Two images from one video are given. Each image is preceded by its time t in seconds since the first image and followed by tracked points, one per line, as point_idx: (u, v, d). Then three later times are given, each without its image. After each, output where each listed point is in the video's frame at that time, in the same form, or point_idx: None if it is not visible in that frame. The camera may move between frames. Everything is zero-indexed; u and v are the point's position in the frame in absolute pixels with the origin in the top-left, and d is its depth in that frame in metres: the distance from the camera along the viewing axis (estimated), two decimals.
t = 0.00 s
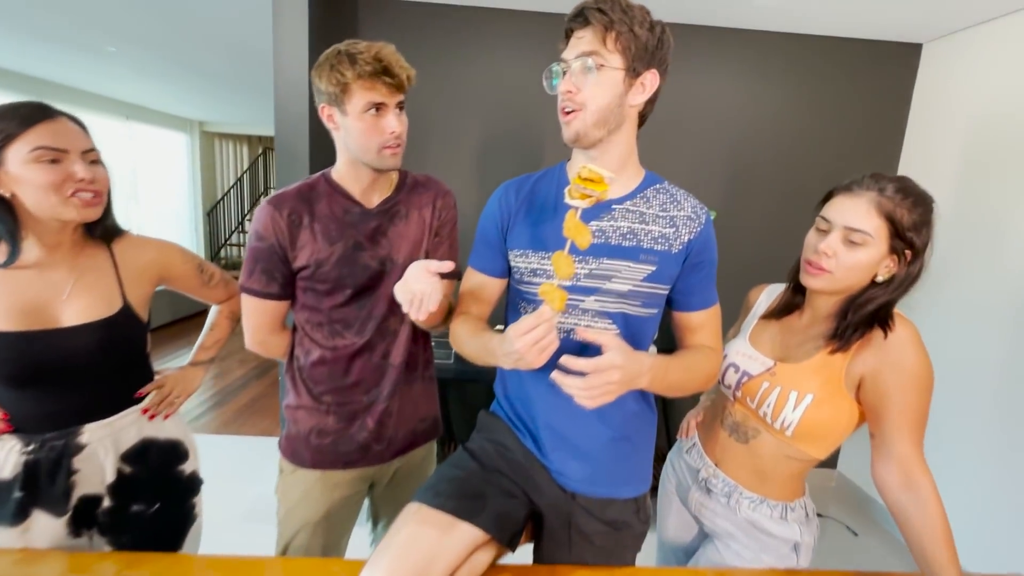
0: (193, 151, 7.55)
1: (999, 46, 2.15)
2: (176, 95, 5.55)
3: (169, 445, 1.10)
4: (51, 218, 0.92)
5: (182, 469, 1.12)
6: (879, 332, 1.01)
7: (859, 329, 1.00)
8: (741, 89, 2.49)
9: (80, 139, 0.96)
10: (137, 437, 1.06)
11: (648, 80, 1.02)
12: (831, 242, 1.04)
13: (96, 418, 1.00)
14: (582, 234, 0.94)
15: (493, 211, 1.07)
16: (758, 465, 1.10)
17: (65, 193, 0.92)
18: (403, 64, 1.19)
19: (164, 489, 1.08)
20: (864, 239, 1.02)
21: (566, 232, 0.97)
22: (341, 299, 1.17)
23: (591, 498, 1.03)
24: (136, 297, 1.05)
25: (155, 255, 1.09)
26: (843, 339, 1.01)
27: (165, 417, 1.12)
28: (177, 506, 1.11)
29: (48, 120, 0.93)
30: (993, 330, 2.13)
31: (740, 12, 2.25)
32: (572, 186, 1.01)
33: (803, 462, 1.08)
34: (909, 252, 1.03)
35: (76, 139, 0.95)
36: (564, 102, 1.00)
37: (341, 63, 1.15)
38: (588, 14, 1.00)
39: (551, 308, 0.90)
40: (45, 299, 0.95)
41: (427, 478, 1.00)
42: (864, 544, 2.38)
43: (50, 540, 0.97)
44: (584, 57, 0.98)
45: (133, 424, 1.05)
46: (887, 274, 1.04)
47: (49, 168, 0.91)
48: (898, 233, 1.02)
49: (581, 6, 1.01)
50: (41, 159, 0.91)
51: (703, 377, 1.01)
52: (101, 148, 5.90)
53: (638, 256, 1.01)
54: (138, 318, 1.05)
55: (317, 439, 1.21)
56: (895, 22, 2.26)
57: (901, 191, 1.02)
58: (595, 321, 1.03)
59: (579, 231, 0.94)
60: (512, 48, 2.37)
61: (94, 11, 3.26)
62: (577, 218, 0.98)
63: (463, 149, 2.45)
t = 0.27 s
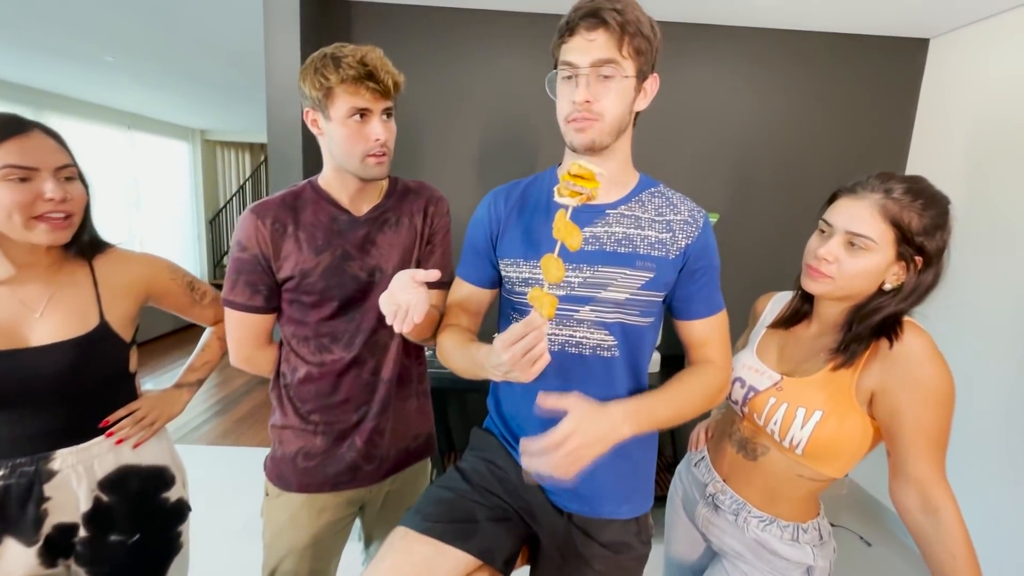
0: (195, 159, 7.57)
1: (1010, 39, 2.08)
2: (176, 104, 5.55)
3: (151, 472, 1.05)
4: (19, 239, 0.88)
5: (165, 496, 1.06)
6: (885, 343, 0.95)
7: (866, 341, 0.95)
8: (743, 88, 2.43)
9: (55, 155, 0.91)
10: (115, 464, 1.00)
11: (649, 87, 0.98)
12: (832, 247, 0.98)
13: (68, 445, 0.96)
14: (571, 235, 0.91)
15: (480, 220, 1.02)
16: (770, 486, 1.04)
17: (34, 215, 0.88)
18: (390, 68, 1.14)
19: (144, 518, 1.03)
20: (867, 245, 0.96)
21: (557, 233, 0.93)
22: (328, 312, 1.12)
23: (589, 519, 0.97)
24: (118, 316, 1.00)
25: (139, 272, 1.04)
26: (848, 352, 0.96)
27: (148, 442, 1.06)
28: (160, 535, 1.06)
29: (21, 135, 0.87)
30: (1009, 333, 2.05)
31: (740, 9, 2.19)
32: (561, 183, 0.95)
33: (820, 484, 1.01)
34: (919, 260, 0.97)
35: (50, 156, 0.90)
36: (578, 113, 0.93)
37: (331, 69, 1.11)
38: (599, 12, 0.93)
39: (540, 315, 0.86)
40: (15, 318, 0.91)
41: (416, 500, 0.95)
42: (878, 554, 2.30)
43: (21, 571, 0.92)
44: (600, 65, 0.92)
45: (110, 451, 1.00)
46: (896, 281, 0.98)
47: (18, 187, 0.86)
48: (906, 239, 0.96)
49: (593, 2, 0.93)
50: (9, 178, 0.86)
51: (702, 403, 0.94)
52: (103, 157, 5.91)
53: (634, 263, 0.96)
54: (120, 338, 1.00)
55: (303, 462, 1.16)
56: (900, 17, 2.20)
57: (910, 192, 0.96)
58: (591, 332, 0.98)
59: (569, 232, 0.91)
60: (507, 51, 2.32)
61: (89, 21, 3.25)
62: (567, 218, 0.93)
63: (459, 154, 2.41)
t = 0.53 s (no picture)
0: (195, 166, 7.59)
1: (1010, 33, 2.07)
2: (175, 112, 5.57)
3: (149, 487, 1.04)
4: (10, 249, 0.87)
5: (164, 511, 1.06)
6: (882, 344, 0.92)
7: (863, 339, 0.92)
8: (741, 86, 2.41)
9: (40, 164, 0.89)
10: (111, 480, 0.99)
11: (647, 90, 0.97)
12: (827, 242, 0.96)
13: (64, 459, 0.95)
14: (565, 228, 0.90)
15: (476, 222, 1.01)
16: (776, 488, 1.02)
17: (22, 226, 0.87)
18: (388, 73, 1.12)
19: (142, 533, 1.03)
20: (862, 243, 0.93)
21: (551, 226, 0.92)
22: (323, 314, 1.11)
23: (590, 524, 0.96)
24: (114, 326, 0.99)
25: (135, 281, 1.03)
26: (843, 351, 0.93)
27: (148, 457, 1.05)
28: (158, 550, 1.06)
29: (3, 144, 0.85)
30: (1014, 330, 2.03)
31: (736, 6, 2.18)
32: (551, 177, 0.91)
33: (827, 486, 0.99)
34: (915, 259, 0.93)
35: (35, 165, 0.88)
36: (579, 119, 0.91)
37: (326, 69, 1.08)
38: (602, 12, 0.90)
39: (541, 312, 0.85)
40: (9, 331, 0.90)
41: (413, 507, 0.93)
42: (885, 556, 2.27)
43: None
44: (601, 70, 0.90)
45: (105, 467, 0.99)
46: (890, 281, 0.95)
47: (4, 199, 0.85)
48: (902, 237, 0.93)
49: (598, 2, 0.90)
50: None
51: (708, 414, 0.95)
52: (103, 166, 5.93)
53: (633, 265, 0.95)
54: (116, 348, 0.99)
55: (298, 471, 1.14)
56: (898, 13, 2.19)
57: (911, 191, 0.92)
58: (589, 335, 0.96)
59: (562, 224, 0.90)
60: (502, 53, 2.32)
61: (87, 30, 3.26)
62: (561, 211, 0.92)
63: (456, 157, 2.40)
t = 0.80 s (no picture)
0: (194, 172, 7.61)
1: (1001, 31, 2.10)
2: (174, 118, 5.59)
3: (164, 491, 1.07)
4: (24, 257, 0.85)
5: (179, 515, 1.10)
6: (875, 338, 0.93)
7: (855, 336, 0.94)
8: (737, 87, 2.45)
9: (53, 173, 0.87)
10: (127, 484, 1.02)
11: (648, 94, 1.00)
12: (817, 242, 0.98)
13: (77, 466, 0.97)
14: (563, 231, 0.92)
15: (480, 222, 1.03)
16: (776, 480, 1.04)
17: (34, 234, 0.84)
18: (409, 86, 1.12)
19: (158, 538, 1.06)
20: (851, 241, 0.95)
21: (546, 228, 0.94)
22: (322, 313, 1.12)
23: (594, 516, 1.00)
24: (126, 332, 1.01)
25: (146, 287, 1.05)
26: (837, 346, 0.95)
27: (162, 462, 1.08)
28: (172, 552, 1.09)
29: (17, 153, 0.84)
30: (1008, 323, 2.06)
31: (731, 9, 2.21)
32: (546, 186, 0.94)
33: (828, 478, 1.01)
34: (903, 255, 0.95)
35: (48, 174, 0.86)
36: (581, 127, 0.93)
37: (349, 74, 1.09)
38: (599, 21, 0.91)
39: (537, 313, 0.88)
40: (25, 338, 0.92)
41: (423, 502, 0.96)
42: (885, 549, 2.29)
43: None
44: (601, 79, 0.92)
45: (121, 472, 1.01)
46: (881, 277, 0.97)
47: (16, 208, 0.83)
48: (889, 235, 0.94)
49: (598, 13, 0.91)
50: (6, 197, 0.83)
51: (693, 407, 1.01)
52: (102, 174, 5.94)
53: (634, 265, 0.98)
54: (129, 354, 1.01)
55: (294, 469, 1.17)
56: (890, 12, 2.22)
57: (895, 190, 0.93)
58: (593, 333, 0.99)
59: (558, 227, 0.91)
60: (502, 57, 2.35)
61: (87, 39, 3.28)
62: (556, 215, 0.93)
63: (457, 161, 2.42)
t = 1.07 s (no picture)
0: (186, 177, 7.60)
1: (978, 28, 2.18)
2: (167, 124, 5.59)
3: (182, 489, 1.10)
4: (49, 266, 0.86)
5: (197, 511, 1.12)
6: (857, 324, 0.99)
7: (837, 322, 1.00)
8: (726, 86, 2.51)
9: (74, 182, 0.88)
10: (147, 482, 1.05)
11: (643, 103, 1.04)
12: (801, 236, 1.04)
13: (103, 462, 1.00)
14: (557, 227, 0.96)
15: (484, 221, 1.09)
16: (768, 462, 1.10)
17: (58, 244, 0.86)
18: (411, 88, 1.17)
19: (177, 532, 1.08)
20: (832, 235, 1.01)
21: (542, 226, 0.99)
22: (329, 310, 1.16)
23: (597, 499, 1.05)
24: (143, 335, 1.04)
25: (160, 291, 1.08)
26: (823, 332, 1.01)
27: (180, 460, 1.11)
28: (191, 547, 1.10)
29: (38, 163, 0.84)
30: (991, 311, 2.14)
31: (719, 11, 2.27)
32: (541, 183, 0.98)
33: (818, 458, 1.07)
34: (882, 246, 1.01)
35: (68, 183, 0.87)
36: (587, 144, 0.98)
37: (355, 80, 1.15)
38: (605, 43, 0.95)
39: (540, 307, 0.94)
40: (47, 342, 0.95)
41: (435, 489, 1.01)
42: (877, 533, 2.36)
43: None
44: (607, 99, 0.97)
45: (141, 470, 1.04)
46: (863, 267, 1.02)
47: (40, 218, 0.84)
48: (868, 228, 1.00)
49: (604, 39, 0.94)
50: (33, 208, 0.84)
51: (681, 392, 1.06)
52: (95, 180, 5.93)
53: (631, 260, 1.03)
54: (147, 356, 1.04)
55: (301, 463, 1.18)
56: (872, 11, 2.29)
57: (872, 186, 0.99)
58: (593, 326, 1.04)
59: (553, 225, 0.96)
60: (496, 60, 2.40)
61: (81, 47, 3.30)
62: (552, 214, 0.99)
63: (454, 162, 2.47)
